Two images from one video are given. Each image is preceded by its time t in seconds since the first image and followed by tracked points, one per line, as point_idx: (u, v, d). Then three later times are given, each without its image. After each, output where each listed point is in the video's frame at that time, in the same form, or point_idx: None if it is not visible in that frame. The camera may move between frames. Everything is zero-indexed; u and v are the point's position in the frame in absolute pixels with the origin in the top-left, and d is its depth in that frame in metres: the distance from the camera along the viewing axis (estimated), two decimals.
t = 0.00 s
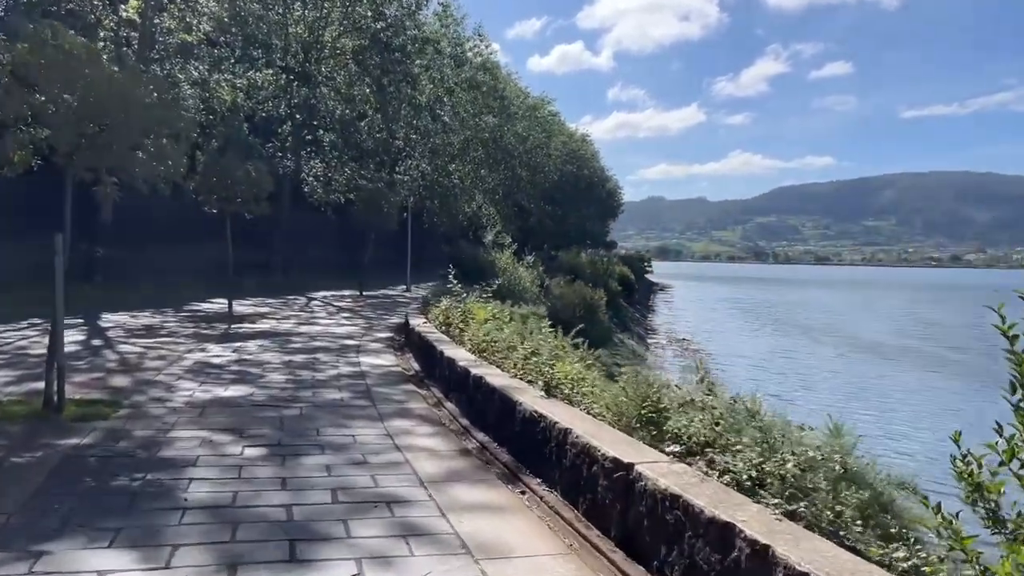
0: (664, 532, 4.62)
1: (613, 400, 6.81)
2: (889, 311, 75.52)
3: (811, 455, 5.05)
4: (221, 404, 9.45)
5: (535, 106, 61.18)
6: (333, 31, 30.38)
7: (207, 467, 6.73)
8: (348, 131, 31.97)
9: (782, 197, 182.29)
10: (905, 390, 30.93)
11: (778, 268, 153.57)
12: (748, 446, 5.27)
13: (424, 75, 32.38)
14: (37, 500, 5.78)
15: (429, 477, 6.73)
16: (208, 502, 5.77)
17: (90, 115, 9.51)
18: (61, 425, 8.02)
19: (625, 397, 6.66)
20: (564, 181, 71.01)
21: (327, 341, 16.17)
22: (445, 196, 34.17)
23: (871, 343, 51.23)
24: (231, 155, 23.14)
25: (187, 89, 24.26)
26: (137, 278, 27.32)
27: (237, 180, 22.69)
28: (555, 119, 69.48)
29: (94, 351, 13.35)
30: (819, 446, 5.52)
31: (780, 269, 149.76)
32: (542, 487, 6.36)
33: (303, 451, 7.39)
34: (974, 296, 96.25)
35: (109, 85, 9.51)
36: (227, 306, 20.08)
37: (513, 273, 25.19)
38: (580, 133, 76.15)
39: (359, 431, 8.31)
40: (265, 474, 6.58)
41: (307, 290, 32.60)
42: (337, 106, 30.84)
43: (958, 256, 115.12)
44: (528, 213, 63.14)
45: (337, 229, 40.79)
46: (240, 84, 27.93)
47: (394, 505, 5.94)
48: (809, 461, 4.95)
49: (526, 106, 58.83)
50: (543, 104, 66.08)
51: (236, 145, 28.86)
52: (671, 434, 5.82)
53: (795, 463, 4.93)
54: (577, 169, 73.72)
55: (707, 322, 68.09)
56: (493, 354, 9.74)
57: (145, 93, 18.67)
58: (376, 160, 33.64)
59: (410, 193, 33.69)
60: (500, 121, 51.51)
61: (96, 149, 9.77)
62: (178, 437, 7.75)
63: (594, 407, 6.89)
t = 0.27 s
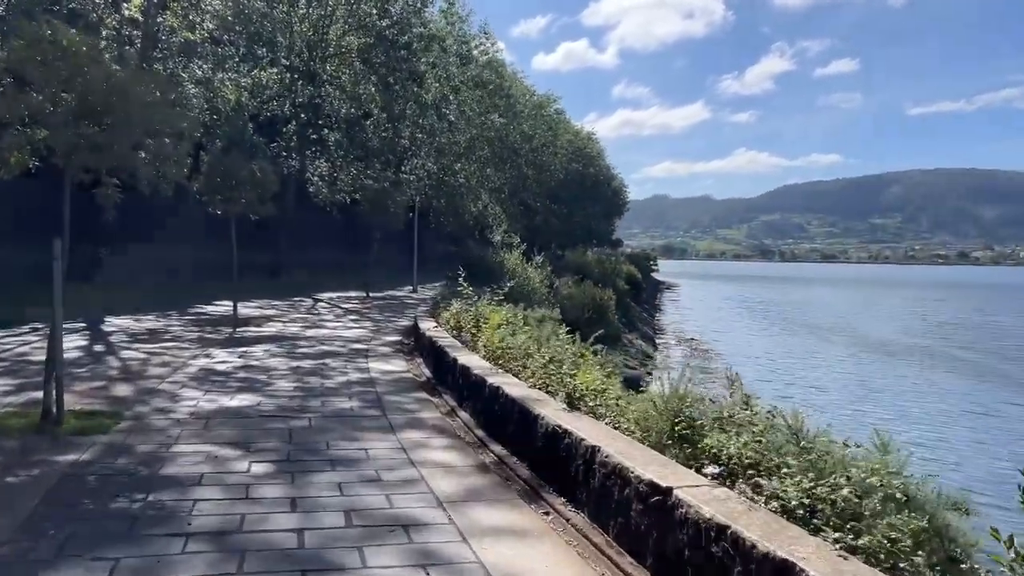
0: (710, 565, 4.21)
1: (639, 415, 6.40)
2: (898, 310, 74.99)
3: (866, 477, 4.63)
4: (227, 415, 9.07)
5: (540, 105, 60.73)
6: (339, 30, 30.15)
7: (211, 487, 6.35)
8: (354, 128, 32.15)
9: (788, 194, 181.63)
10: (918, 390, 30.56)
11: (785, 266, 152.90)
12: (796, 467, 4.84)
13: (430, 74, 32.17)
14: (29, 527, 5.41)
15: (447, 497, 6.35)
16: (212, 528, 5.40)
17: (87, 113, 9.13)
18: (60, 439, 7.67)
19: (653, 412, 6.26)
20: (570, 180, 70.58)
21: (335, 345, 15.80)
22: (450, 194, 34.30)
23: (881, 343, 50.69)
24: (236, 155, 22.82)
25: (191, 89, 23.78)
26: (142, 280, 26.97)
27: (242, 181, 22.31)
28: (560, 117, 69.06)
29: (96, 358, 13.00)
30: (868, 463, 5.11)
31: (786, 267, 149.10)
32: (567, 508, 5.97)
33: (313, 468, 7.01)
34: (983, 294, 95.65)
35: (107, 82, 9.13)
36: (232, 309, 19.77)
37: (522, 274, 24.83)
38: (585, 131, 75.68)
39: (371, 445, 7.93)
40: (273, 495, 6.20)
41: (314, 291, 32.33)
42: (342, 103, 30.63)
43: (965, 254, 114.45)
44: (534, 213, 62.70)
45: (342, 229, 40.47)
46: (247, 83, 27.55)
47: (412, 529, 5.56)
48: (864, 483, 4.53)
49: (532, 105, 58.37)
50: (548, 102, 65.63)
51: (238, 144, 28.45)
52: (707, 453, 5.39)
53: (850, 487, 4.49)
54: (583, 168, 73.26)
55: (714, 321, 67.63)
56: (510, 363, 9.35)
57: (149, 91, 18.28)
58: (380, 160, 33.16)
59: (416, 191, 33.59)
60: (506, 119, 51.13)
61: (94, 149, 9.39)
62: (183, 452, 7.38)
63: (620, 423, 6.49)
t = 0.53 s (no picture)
0: None
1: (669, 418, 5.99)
2: (908, 310, 74.37)
3: (928, 484, 4.23)
4: (232, 419, 8.73)
5: (546, 104, 60.32)
6: (345, 29, 29.51)
7: (215, 496, 6.00)
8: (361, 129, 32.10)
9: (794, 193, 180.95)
10: (932, 389, 30.13)
11: (792, 265, 152.13)
12: (850, 474, 4.42)
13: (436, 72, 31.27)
14: (20, 541, 5.06)
15: (465, 507, 5.99)
16: (215, 542, 5.04)
17: (85, 107, 8.77)
18: (57, 445, 7.33)
19: (685, 415, 5.85)
20: (576, 179, 70.15)
21: (343, 347, 15.45)
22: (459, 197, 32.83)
23: (892, 343, 50.16)
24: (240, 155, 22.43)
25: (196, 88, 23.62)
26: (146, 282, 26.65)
27: (246, 181, 22.11)
28: (566, 116, 68.72)
29: (98, 361, 12.67)
30: (925, 468, 4.71)
31: (794, 267, 148.38)
32: (594, 518, 5.60)
33: (322, 475, 6.65)
34: (992, 292, 95.02)
35: (106, 75, 8.78)
36: (238, 310, 19.46)
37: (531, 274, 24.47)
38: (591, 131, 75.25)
39: (382, 450, 7.57)
40: (280, 505, 5.85)
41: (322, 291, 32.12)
42: (347, 104, 30.27)
43: (974, 252, 113.78)
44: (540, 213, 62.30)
45: (349, 230, 40.24)
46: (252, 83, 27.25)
47: (428, 542, 5.20)
48: (929, 492, 4.14)
49: (538, 104, 57.97)
50: (554, 102, 65.21)
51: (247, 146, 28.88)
52: (748, 459, 4.98)
53: (913, 496, 4.10)
54: (589, 168, 72.82)
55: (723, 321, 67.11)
56: (524, 364, 9.03)
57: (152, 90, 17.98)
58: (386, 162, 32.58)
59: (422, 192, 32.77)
60: (512, 118, 50.74)
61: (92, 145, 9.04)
62: (185, 459, 7.03)
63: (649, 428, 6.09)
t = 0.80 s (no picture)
0: None
1: (707, 436, 5.62)
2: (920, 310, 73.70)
3: (1007, 519, 3.84)
4: (239, 434, 8.35)
5: (554, 105, 59.88)
6: (351, 31, 29.45)
7: (220, 522, 5.62)
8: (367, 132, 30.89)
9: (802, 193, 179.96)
10: (949, 391, 29.64)
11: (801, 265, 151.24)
12: (920, 507, 4.02)
13: (443, 74, 30.96)
14: None
15: (487, 532, 5.61)
16: None
17: (82, 107, 8.32)
18: (56, 465, 6.97)
19: (724, 434, 5.47)
20: (584, 181, 69.69)
21: (353, 354, 15.06)
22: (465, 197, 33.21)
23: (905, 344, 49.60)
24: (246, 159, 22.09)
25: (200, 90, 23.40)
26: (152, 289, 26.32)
27: (253, 184, 21.79)
28: (573, 117, 68.17)
29: (101, 371, 12.32)
30: (995, 498, 4.32)
31: (802, 267, 147.55)
32: (628, 546, 5.23)
33: (334, 497, 6.27)
34: (1003, 291, 94.15)
35: (104, 74, 8.34)
36: (245, 316, 19.09)
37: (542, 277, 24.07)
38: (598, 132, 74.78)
39: (396, 468, 7.19)
40: (290, 531, 5.47)
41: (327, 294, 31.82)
42: (354, 106, 29.73)
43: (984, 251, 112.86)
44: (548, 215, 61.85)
45: (357, 234, 39.94)
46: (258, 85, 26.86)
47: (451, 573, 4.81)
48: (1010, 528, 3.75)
49: (545, 105, 57.56)
50: (561, 103, 64.77)
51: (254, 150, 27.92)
52: (799, 482, 4.61)
53: (994, 534, 3.70)
54: (597, 169, 72.34)
55: (733, 322, 66.56)
56: (543, 375, 8.65)
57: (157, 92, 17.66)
58: (391, 164, 32.69)
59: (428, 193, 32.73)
60: (519, 119, 50.34)
61: (89, 146, 8.60)
62: (189, 479, 6.65)
63: (682, 447, 5.71)
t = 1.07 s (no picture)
0: None
1: (751, 446, 5.22)
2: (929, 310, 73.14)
3: None
4: (247, 444, 7.98)
5: (560, 106, 59.49)
6: (357, 30, 29.17)
7: (228, 540, 5.26)
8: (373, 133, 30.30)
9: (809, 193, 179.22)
10: (965, 391, 29.22)
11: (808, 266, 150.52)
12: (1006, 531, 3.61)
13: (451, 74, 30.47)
14: None
15: (514, 550, 5.24)
16: None
17: (84, 103, 7.91)
18: (55, 479, 6.61)
19: (769, 444, 5.07)
20: (590, 182, 69.26)
21: (363, 359, 14.69)
22: (471, 198, 32.52)
23: (916, 345, 49.10)
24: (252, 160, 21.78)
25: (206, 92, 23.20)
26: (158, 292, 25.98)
27: (259, 185, 21.46)
28: (579, 117, 67.75)
29: (105, 377, 11.97)
30: None
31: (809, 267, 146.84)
32: (668, 566, 4.85)
33: (348, 511, 5.90)
34: (1012, 291, 93.52)
35: (108, 68, 7.94)
36: (252, 319, 18.76)
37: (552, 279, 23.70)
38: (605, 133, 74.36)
39: (412, 479, 6.81)
40: (302, 551, 5.10)
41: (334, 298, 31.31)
42: (360, 108, 29.48)
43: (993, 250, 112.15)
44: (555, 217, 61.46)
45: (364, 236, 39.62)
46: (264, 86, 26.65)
47: None
48: None
49: (552, 106, 57.17)
50: (568, 104, 64.38)
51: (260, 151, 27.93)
52: (861, 497, 4.20)
53: None
54: (603, 170, 71.91)
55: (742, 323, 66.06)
56: (564, 380, 8.27)
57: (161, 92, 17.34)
58: (399, 166, 31.82)
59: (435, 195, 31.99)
60: (526, 121, 49.99)
61: (91, 144, 8.19)
62: (194, 493, 6.28)
63: (722, 457, 5.33)
